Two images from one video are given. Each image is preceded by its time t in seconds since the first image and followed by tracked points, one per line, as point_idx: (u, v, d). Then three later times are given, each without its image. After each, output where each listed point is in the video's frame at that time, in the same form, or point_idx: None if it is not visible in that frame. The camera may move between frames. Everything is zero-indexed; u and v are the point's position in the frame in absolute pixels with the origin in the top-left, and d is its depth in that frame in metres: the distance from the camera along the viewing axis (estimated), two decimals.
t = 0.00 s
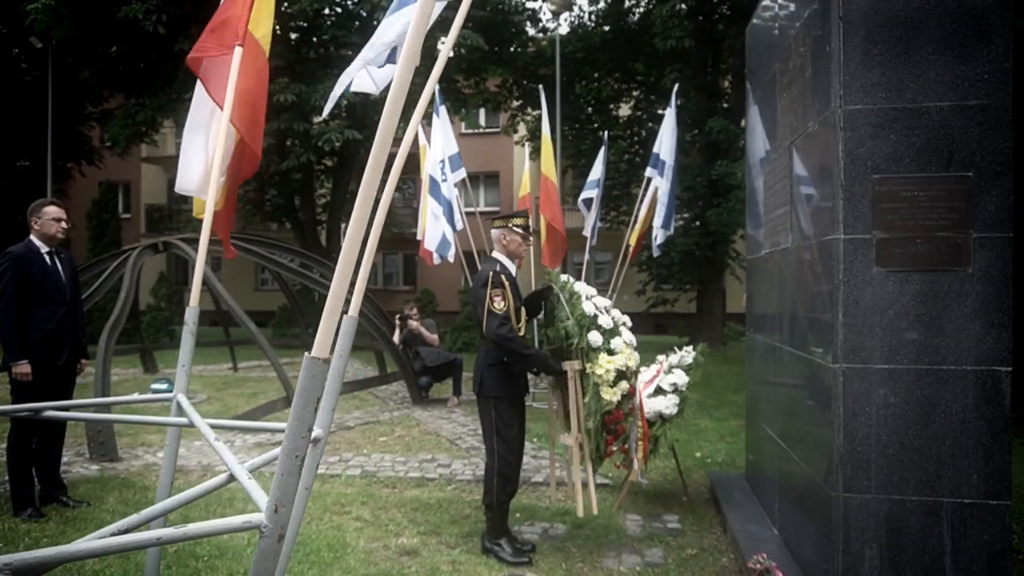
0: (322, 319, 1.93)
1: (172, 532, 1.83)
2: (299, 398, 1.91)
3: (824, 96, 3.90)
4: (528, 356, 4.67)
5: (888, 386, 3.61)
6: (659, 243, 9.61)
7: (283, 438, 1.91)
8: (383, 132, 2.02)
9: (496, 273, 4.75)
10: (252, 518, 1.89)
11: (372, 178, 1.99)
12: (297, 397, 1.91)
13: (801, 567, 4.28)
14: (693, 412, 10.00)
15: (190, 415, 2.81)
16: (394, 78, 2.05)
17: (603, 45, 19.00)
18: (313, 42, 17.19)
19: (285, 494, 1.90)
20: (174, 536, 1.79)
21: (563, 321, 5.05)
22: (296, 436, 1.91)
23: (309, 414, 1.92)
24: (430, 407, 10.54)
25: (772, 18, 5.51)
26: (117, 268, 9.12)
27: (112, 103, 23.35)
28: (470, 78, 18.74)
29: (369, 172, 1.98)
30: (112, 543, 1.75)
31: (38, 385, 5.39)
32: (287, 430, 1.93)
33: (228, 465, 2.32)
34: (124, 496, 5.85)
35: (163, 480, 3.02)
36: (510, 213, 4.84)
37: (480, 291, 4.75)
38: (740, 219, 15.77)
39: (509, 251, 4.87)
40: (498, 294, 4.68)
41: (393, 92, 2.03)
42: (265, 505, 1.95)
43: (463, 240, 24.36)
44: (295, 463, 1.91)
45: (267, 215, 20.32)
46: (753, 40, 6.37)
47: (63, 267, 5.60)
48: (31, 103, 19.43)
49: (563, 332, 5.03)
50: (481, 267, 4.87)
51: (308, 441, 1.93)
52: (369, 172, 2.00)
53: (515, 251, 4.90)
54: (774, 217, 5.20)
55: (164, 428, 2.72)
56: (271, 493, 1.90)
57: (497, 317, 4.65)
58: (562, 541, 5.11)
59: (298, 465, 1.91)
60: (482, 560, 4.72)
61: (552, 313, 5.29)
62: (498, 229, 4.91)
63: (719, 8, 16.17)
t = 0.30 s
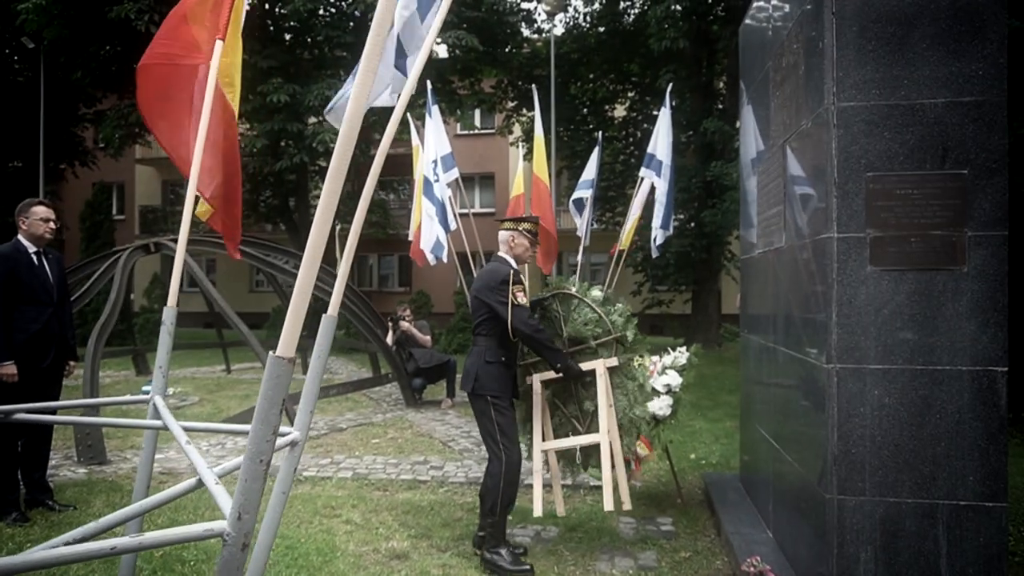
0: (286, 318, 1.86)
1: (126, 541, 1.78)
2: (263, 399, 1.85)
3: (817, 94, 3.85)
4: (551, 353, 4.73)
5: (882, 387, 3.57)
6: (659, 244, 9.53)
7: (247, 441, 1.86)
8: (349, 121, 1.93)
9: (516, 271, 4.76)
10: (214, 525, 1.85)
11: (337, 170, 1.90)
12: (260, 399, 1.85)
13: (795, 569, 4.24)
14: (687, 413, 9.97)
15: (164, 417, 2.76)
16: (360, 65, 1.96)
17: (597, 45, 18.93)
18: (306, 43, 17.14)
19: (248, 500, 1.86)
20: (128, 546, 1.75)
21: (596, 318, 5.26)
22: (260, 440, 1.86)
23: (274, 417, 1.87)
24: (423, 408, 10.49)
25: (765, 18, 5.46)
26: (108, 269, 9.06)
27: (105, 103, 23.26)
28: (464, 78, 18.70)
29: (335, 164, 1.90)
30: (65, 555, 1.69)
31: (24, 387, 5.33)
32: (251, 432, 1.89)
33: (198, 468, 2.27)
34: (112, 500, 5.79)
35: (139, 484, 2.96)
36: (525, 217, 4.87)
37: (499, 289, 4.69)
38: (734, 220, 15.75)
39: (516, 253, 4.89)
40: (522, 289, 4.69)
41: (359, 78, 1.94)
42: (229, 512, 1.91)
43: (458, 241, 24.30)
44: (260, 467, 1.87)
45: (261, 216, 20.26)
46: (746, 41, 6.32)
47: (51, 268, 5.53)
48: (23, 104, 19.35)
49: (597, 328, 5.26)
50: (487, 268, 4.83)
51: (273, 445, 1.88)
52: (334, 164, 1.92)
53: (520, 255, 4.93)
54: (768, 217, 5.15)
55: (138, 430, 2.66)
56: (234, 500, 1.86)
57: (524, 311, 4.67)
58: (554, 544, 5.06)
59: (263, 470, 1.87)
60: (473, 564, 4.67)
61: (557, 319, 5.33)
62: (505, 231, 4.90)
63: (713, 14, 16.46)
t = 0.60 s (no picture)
0: (264, 322, 1.83)
1: (100, 552, 1.76)
2: (240, 406, 1.82)
3: (814, 95, 3.83)
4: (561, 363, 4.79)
5: (879, 391, 3.54)
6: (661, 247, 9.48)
7: (223, 450, 1.83)
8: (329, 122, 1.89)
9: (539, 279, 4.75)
10: (191, 537, 1.83)
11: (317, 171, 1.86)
12: (238, 407, 1.82)
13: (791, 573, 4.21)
14: (684, 415, 9.93)
15: (149, 422, 2.73)
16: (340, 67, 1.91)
17: (594, 46, 18.91)
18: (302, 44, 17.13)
19: (225, 511, 1.83)
20: (100, 559, 1.73)
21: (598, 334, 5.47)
22: (238, 449, 1.83)
23: (252, 424, 1.83)
24: (419, 411, 10.45)
25: (761, 21, 5.43)
26: (102, 270, 9.00)
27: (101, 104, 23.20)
28: (461, 80, 18.70)
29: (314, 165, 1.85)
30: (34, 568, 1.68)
31: (15, 390, 5.28)
32: (228, 441, 1.86)
33: (180, 477, 2.24)
34: (103, 503, 5.75)
35: (124, 489, 2.92)
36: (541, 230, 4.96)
37: (529, 292, 4.60)
38: (730, 222, 15.75)
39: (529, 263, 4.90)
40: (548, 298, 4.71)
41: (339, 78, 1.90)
42: (206, 522, 1.88)
43: (455, 243, 24.27)
44: (238, 477, 1.84)
45: (258, 218, 20.22)
46: (742, 44, 6.30)
47: (43, 270, 5.48)
48: (18, 105, 19.30)
49: (597, 344, 5.47)
50: (504, 273, 4.73)
51: (251, 453, 1.85)
52: (313, 165, 1.87)
53: (530, 264, 4.93)
54: (765, 218, 5.12)
55: (122, 435, 2.63)
56: (211, 510, 1.83)
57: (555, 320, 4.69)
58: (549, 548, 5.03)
59: (239, 480, 1.84)
60: (467, 568, 4.63)
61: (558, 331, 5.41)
62: (517, 241, 4.90)
63: (710, 15, 16.40)
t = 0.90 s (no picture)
0: (260, 317, 1.81)
1: (92, 550, 1.73)
2: (236, 401, 1.80)
3: (811, 94, 3.82)
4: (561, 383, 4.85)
5: (876, 390, 3.53)
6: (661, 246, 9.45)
7: (219, 446, 1.81)
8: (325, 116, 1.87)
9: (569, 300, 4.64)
10: (185, 534, 1.80)
11: (313, 167, 1.84)
12: (233, 402, 1.80)
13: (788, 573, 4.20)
14: (680, 416, 9.91)
15: (142, 420, 2.71)
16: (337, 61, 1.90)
17: (591, 47, 18.91)
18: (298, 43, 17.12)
19: (220, 508, 1.81)
20: (93, 557, 1.71)
21: (597, 356, 5.72)
22: (233, 444, 1.81)
23: (247, 419, 1.81)
24: (415, 411, 10.43)
25: (758, 22, 5.43)
26: (96, 269, 8.96)
27: (96, 103, 23.13)
28: (458, 80, 18.71)
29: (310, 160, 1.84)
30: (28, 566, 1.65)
31: (8, 389, 5.26)
32: (224, 437, 1.84)
33: (174, 475, 2.22)
34: (97, 504, 5.72)
35: (117, 487, 2.90)
36: (570, 249, 4.88)
37: (560, 313, 4.50)
38: (727, 223, 15.74)
39: (557, 279, 4.78)
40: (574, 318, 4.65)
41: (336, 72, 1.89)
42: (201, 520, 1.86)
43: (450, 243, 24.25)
44: (233, 473, 1.82)
45: (253, 217, 20.17)
46: (740, 43, 6.30)
47: (37, 268, 5.45)
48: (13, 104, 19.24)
49: (594, 364, 5.68)
50: (533, 287, 4.58)
51: (245, 449, 1.83)
52: (309, 159, 1.86)
53: (557, 281, 4.80)
54: (762, 217, 5.11)
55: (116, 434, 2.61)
56: (205, 507, 1.81)
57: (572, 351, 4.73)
58: (545, 548, 5.01)
59: (236, 476, 1.82)
60: (463, 569, 4.61)
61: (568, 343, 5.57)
62: (546, 256, 4.77)
63: (707, 16, 16.41)
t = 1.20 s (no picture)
0: (272, 305, 1.79)
1: (103, 541, 1.73)
2: (248, 390, 1.79)
3: (819, 90, 3.80)
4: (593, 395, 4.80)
5: (884, 388, 3.51)
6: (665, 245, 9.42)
7: (230, 437, 1.80)
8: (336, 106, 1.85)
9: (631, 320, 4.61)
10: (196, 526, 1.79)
11: (324, 160, 1.84)
12: (245, 391, 1.79)
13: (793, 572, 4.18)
14: (682, 415, 9.89)
15: (149, 414, 2.69)
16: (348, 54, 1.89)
17: (593, 46, 18.89)
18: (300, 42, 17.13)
19: (232, 500, 1.80)
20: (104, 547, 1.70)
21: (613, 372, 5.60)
22: (245, 434, 1.80)
23: (259, 410, 1.80)
24: (418, 410, 10.42)
25: (763, 22, 5.43)
26: (99, 267, 8.93)
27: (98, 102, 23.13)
28: (460, 79, 18.72)
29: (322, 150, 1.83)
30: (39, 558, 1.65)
31: (10, 386, 5.24)
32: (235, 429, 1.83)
33: (182, 469, 2.21)
34: (100, 501, 5.70)
35: (123, 482, 2.88)
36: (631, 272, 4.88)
37: (633, 331, 4.46)
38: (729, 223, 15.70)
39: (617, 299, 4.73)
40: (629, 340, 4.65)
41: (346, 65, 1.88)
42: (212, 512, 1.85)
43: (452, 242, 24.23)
44: (245, 465, 1.80)
45: (255, 216, 20.16)
46: (743, 44, 6.28)
47: (39, 265, 5.43)
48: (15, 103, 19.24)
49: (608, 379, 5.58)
50: (607, 298, 4.50)
51: (257, 441, 1.81)
52: (321, 152, 1.84)
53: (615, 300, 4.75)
54: (767, 215, 5.08)
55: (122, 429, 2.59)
56: (217, 499, 1.80)
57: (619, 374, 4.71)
58: (550, 547, 5.00)
59: (247, 468, 1.81)
60: (468, 567, 4.59)
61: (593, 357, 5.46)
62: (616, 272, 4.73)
63: (709, 16, 16.38)
